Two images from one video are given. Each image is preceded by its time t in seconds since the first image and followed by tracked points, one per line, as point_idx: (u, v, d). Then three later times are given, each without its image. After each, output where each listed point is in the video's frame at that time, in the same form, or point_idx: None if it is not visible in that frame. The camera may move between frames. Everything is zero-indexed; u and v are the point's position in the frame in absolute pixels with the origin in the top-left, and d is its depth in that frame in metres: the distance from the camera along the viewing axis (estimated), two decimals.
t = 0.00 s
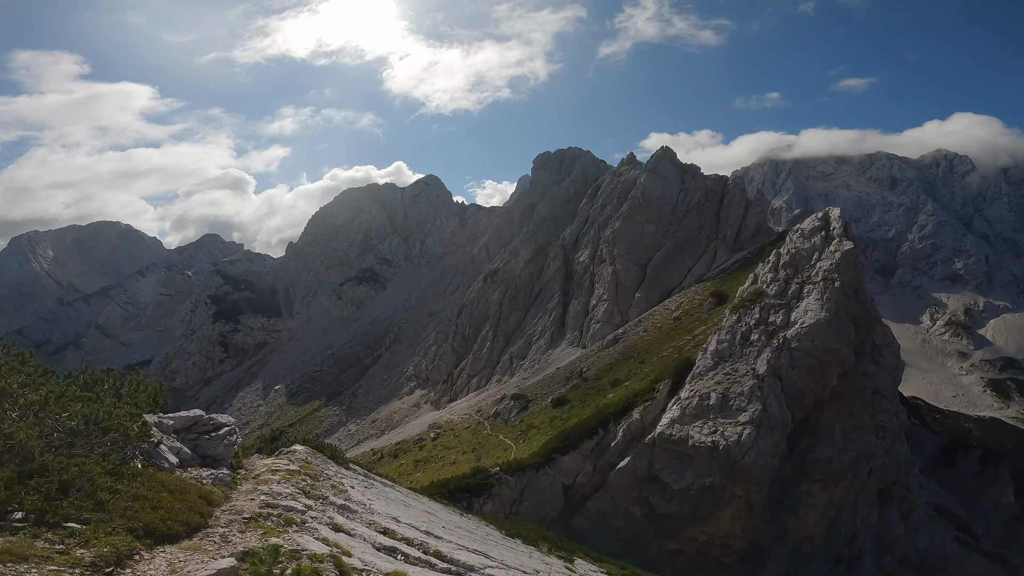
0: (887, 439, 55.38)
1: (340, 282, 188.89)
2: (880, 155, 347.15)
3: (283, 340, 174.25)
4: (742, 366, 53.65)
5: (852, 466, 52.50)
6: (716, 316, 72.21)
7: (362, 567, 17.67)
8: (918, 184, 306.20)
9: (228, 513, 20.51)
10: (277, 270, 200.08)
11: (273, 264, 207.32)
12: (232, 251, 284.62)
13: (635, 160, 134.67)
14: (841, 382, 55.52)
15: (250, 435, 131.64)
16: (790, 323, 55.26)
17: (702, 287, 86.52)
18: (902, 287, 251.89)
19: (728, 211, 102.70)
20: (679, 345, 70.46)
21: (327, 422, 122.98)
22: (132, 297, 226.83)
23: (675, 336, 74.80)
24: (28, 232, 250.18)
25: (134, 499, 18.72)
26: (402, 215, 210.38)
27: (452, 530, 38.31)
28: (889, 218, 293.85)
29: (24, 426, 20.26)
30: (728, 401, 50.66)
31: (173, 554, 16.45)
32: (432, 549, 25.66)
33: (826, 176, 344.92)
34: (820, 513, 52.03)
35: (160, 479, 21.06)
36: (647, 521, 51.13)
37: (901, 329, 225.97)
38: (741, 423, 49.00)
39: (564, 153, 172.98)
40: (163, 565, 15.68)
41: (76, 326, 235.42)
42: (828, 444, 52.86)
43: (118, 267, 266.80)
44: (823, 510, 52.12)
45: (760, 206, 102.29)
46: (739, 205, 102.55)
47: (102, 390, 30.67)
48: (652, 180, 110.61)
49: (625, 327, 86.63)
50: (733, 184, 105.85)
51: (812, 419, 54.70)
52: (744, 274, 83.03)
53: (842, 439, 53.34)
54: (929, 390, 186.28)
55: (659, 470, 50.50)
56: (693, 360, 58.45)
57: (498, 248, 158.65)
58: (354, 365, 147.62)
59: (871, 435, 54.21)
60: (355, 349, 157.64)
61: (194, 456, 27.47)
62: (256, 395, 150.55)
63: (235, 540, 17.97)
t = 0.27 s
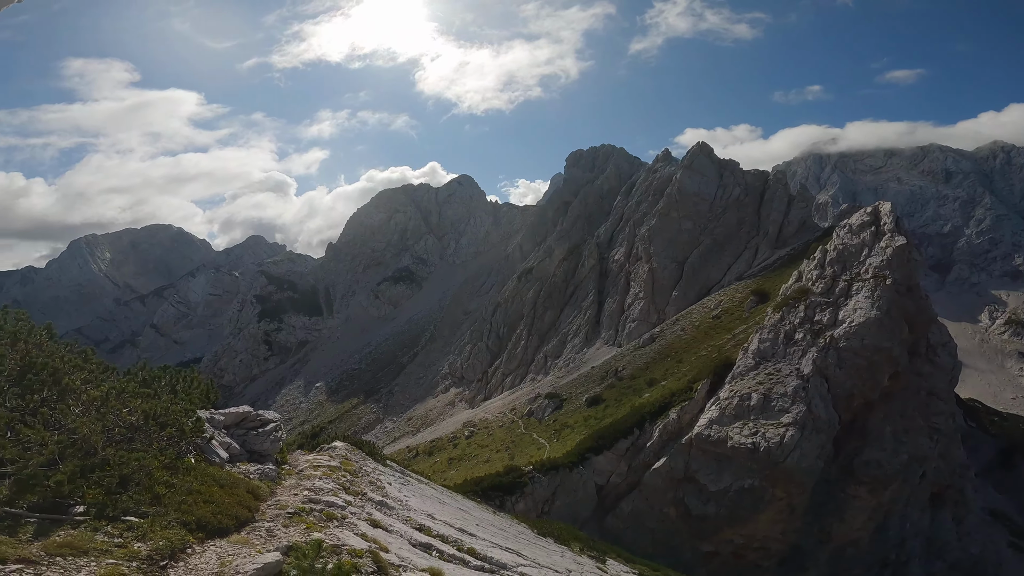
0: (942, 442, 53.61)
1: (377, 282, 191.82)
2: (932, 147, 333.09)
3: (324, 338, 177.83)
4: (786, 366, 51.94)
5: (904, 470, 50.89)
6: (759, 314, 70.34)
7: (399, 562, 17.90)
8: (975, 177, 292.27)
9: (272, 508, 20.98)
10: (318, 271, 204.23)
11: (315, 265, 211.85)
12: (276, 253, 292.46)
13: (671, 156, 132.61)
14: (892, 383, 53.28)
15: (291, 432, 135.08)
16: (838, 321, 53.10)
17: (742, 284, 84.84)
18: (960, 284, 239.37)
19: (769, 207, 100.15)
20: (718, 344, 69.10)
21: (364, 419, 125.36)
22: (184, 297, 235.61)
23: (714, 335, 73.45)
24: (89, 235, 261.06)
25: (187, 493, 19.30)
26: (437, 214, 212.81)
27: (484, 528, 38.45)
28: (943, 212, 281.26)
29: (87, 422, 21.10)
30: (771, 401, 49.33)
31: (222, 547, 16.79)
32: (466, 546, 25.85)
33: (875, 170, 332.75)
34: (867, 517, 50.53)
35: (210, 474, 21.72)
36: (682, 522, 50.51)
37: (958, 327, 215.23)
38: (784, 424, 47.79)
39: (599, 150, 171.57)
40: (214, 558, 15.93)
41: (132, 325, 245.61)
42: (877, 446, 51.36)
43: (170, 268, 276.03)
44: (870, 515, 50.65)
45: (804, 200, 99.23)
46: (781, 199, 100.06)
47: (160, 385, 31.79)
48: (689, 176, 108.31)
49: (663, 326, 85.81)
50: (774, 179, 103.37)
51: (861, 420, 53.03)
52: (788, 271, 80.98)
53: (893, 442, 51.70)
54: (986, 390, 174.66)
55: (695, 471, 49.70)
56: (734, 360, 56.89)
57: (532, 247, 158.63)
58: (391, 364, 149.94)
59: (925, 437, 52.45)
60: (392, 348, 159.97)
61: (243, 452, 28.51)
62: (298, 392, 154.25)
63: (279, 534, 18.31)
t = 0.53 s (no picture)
0: (1003, 445, 51.32)
1: (415, 281, 194.12)
2: (990, 137, 317.56)
3: (364, 337, 180.97)
4: (835, 365, 49.93)
5: (962, 473, 48.62)
6: (806, 313, 68.43)
7: (437, 558, 18.08)
8: None
9: (317, 504, 21.48)
10: (357, 270, 207.63)
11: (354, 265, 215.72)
12: (317, 255, 298.65)
13: (708, 151, 130.25)
14: (951, 385, 51.16)
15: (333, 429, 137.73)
16: (891, 320, 50.93)
17: (787, 282, 82.74)
18: None
19: (815, 202, 98.20)
20: (761, 343, 67.53)
21: (402, 417, 126.92)
22: (233, 298, 242.58)
23: (757, 334, 71.81)
24: (145, 240, 271.72)
25: (240, 488, 19.91)
26: (472, 214, 214.21)
27: (519, 526, 38.66)
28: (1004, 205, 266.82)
29: (149, 418, 22.11)
30: (818, 402, 47.52)
31: (270, 542, 17.14)
32: (502, 544, 25.94)
33: (928, 162, 318.48)
34: (921, 522, 48.50)
35: (261, 469, 22.40)
36: (721, 524, 49.46)
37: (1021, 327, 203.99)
38: (832, 426, 46.05)
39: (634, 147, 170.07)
40: (263, 553, 16.24)
41: (186, 325, 253.69)
42: (933, 449, 49.23)
43: (219, 269, 288.14)
44: (924, 518, 48.63)
45: (852, 193, 96.40)
46: (828, 192, 97.97)
47: (214, 382, 33.36)
48: (729, 171, 107.39)
49: (703, 324, 84.59)
50: (820, 172, 101.37)
51: (916, 423, 51.22)
52: (836, 267, 78.28)
53: (951, 445, 49.47)
54: None
55: (736, 473, 48.65)
56: (779, 359, 55.38)
57: (567, 245, 158.01)
58: (428, 363, 151.59)
59: (985, 441, 50.14)
60: (429, 347, 161.57)
61: (290, 448, 29.38)
62: (339, 390, 157.20)
63: (324, 529, 18.65)
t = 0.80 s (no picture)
0: None
1: (450, 281, 195.72)
2: None
3: (400, 336, 183.49)
4: (887, 365, 47.88)
5: None
6: (855, 310, 66.60)
7: (473, 556, 18.18)
8: None
9: (358, 500, 21.87)
10: (394, 270, 210.57)
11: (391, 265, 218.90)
12: (356, 256, 304.27)
13: (747, 145, 127.55)
14: (1011, 384, 46.88)
15: (372, 427, 140.19)
16: (948, 317, 48.06)
17: (835, 278, 80.57)
18: None
19: (864, 194, 95.59)
20: (806, 342, 65.73)
21: (438, 415, 128.25)
22: (277, 299, 249.52)
23: (802, 332, 69.96)
24: (194, 243, 282.18)
25: (287, 484, 20.42)
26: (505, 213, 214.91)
27: (554, 524, 38.73)
28: None
29: (205, 415, 22.95)
30: (868, 402, 45.69)
31: (315, 537, 17.51)
32: (537, 543, 25.97)
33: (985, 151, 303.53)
34: (978, 525, 45.94)
35: (305, 466, 22.96)
36: (761, 526, 48.47)
37: None
38: (883, 427, 44.26)
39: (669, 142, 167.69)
40: (308, 548, 16.56)
41: (234, 325, 262.04)
42: (992, 451, 45.82)
43: (263, 270, 294.61)
44: (981, 523, 46.02)
45: (903, 185, 93.90)
46: (877, 185, 95.36)
47: (262, 380, 34.71)
48: (768, 165, 105.47)
49: (744, 322, 83.03)
50: (867, 166, 99.04)
51: (974, 424, 47.51)
52: (889, 262, 75.92)
53: (1012, 447, 45.62)
54: None
55: (779, 474, 47.55)
56: (825, 357, 53.86)
57: (602, 243, 156.84)
58: (464, 362, 152.67)
59: None
60: (464, 346, 162.58)
61: (332, 444, 30.17)
62: (377, 388, 159.72)
63: (364, 525, 18.94)
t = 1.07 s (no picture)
0: None
1: (486, 282, 196.65)
2: None
3: (438, 337, 185.28)
4: (947, 364, 44.93)
5: None
6: (911, 307, 64.42)
7: (511, 555, 18.23)
8: None
9: (400, 498, 22.21)
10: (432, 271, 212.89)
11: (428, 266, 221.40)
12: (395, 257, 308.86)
13: (789, 139, 124.35)
14: None
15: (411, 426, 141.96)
16: (1012, 313, 44.29)
17: (889, 274, 77.88)
18: None
19: (919, 186, 92.40)
20: (859, 341, 63.64)
21: (476, 415, 129.16)
22: (320, 301, 255.31)
23: (854, 331, 67.77)
24: (243, 247, 292.02)
25: (333, 482, 20.88)
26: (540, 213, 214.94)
27: (590, 525, 38.50)
28: None
29: (257, 414, 23.59)
30: (926, 404, 43.27)
31: (359, 535, 17.84)
32: (574, 543, 25.92)
33: None
34: None
35: (350, 464, 23.52)
36: (806, 530, 47.25)
37: None
38: (942, 429, 41.96)
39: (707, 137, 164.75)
40: (352, 545, 16.84)
41: (281, 327, 269.07)
42: None
43: (308, 272, 303.12)
44: None
45: (960, 177, 90.50)
46: (933, 177, 91.97)
47: (309, 379, 35.57)
48: (813, 158, 102.85)
49: (791, 320, 81.02)
50: (920, 158, 95.70)
51: None
52: (948, 257, 72.97)
53: None
54: None
55: (828, 477, 45.99)
56: (879, 356, 51.61)
57: (639, 241, 155.05)
58: (501, 362, 153.15)
59: None
60: (501, 346, 163.06)
61: (375, 443, 30.69)
62: (415, 388, 161.48)
63: (407, 523, 19.19)
